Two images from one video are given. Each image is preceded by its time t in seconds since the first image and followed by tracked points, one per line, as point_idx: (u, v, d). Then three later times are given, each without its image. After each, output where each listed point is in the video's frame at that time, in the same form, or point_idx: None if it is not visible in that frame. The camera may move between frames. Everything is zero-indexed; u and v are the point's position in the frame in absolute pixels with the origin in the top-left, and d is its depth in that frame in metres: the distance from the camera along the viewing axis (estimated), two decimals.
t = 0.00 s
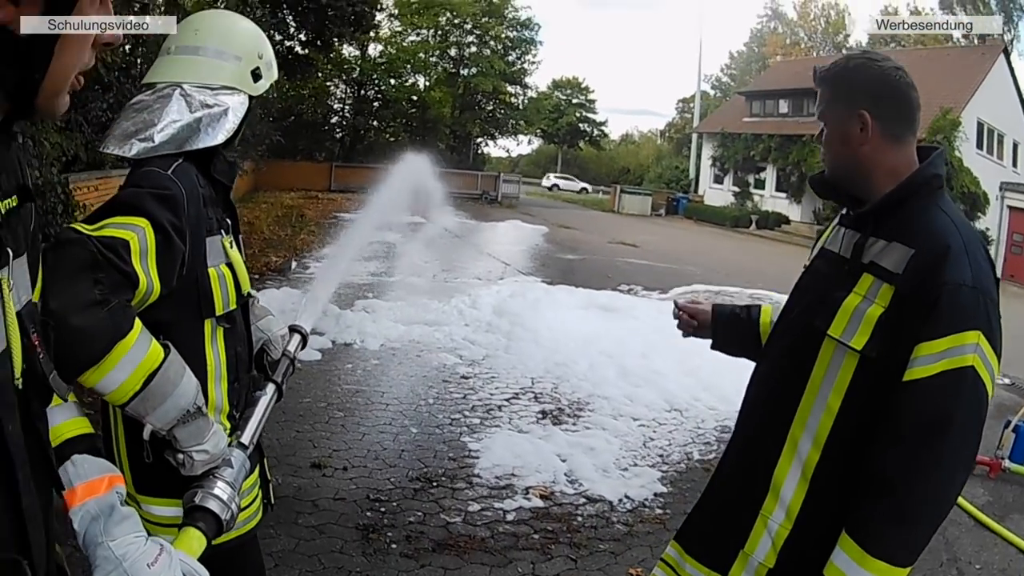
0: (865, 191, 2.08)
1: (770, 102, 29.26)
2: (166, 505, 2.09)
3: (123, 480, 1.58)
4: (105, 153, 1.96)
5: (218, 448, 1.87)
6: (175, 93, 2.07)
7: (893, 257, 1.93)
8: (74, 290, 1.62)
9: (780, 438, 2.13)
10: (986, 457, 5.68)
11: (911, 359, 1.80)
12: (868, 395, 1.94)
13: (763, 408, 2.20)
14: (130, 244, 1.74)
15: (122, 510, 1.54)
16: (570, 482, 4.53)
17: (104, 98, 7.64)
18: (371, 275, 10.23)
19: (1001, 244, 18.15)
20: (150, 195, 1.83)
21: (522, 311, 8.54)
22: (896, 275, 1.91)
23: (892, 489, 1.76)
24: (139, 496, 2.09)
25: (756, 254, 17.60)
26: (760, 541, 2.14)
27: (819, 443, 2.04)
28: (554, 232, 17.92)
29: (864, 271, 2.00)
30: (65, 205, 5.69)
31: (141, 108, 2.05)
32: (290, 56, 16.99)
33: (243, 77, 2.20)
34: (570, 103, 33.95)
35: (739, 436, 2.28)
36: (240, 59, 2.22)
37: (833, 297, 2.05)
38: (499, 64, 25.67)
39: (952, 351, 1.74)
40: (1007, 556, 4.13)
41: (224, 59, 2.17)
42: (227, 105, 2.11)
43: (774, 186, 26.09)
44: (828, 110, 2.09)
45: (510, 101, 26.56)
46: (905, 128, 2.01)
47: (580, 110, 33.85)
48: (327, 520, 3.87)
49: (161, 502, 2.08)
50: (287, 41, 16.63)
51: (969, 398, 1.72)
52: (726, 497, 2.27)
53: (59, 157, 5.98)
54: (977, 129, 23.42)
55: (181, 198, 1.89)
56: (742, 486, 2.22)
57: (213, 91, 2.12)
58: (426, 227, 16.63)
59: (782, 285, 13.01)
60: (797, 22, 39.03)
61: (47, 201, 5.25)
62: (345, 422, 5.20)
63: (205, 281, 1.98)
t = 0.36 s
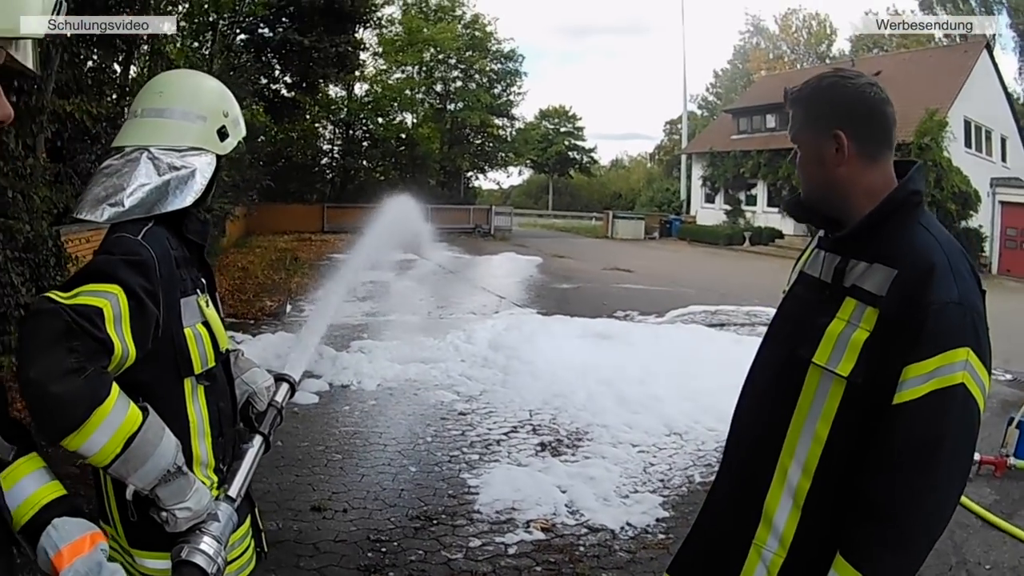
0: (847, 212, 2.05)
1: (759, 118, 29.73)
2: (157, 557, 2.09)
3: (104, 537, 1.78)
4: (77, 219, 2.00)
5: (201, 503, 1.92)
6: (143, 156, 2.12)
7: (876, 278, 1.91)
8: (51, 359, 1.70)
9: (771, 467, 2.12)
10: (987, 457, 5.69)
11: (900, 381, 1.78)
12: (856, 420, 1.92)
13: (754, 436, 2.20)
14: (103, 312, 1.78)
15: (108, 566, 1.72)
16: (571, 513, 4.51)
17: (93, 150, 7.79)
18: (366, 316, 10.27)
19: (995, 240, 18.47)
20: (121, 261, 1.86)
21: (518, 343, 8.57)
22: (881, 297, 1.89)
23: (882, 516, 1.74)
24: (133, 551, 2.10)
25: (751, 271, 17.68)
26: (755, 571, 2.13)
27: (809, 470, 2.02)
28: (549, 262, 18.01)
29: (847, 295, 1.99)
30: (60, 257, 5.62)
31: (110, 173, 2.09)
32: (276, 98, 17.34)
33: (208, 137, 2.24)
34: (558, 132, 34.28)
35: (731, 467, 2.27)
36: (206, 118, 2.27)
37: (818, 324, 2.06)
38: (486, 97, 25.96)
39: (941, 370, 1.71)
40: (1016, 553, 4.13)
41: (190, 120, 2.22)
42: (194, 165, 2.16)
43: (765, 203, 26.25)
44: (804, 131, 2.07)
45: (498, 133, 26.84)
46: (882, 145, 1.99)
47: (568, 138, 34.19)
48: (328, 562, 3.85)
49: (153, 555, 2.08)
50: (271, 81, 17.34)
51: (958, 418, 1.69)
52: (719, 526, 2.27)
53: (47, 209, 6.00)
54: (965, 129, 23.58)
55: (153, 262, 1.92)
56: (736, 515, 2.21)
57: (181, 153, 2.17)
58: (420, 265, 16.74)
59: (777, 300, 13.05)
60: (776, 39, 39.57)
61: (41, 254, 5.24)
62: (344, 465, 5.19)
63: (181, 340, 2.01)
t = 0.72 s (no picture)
0: (842, 203, 2.05)
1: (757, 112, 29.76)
2: (154, 553, 2.09)
3: (102, 531, 1.80)
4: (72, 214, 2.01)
5: (197, 499, 1.92)
6: (139, 151, 2.12)
7: (872, 268, 1.92)
8: (42, 356, 1.69)
9: (771, 456, 2.12)
10: (987, 449, 5.70)
11: (898, 370, 1.78)
12: (855, 409, 1.92)
13: (755, 425, 2.21)
14: (97, 309, 1.77)
15: (105, 560, 1.75)
16: (573, 506, 4.52)
17: (91, 148, 7.79)
18: (367, 311, 10.28)
19: (993, 233, 18.44)
20: (114, 258, 1.85)
21: (518, 338, 8.58)
22: (877, 287, 1.89)
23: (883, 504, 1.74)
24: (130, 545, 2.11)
25: (750, 264, 17.70)
26: (756, 560, 2.12)
27: (809, 459, 2.02)
28: (549, 257, 18.02)
29: (845, 284, 1.98)
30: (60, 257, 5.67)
31: (107, 167, 2.09)
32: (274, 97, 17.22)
33: (205, 131, 2.23)
34: (556, 127, 34.26)
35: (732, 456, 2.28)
36: (202, 113, 2.26)
37: (816, 314, 2.05)
38: (484, 93, 25.97)
39: (940, 358, 1.70)
40: (1017, 545, 4.13)
41: (187, 115, 2.21)
42: (190, 160, 2.15)
43: (763, 196, 26.27)
44: (798, 123, 2.07)
45: (497, 129, 26.84)
46: (876, 135, 1.99)
47: (567, 133, 34.15)
48: (330, 558, 3.85)
49: (150, 550, 2.08)
50: (267, 83, 16.89)
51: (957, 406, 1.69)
52: (720, 513, 2.28)
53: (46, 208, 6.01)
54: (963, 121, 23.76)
55: (147, 258, 1.92)
56: (738, 504, 2.21)
57: (177, 148, 2.16)
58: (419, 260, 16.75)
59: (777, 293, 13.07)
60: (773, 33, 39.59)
61: (40, 254, 5.26)
62: (345, 460, 5.20)
63: (178, 337, 2.01)
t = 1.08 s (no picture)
0: (880, 203, 2.09)
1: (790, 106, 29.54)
2: (211, 551, 2.19)
3: (166, 531, 1.77)
4: (130, 218, 2.08)
5: (255, 497, 1.96)
6: (194, 156, 2.19)
7: (912, 267, 1.95)
8: (104, 358, 1.75)
9: (812, 452, 2.16)
10: None
11: (935, 367, 1.83)
12: (896, 406, 1.96)
13: (794, 422, 2.25)
14: (156, 312, 1.82)
15: (168, 560, 1.73)
16: (613, 504, 4.58)
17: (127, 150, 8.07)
18: (406, 310, 10.43)
19: None
20: (173, 262, 1.89)
21: (557, 336, 8.65)
22: (917, 285, 1.92)
23: (925, 499, 1.79)
24: (187, 543, 2.21)
25: (787, 261, 17.54)
26: (798, 554, 2.17)
27: (852, 454, 2.06)
28: (585, 255, 18.05)
29: (885, 283, 2.02)
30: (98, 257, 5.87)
31: (162, 172, 2.17)
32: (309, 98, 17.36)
33: (259, 135, 2.31)
34: (590, 124, 34.19)
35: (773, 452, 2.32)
36: (256, 116, 2.33)
37: (857, 312, 2.08)
38: (518, 90, 25.99)
39: (975, 355, 1.76)
40: None
41: (240, 119, 2.29)
42: (245, 163, 2.23)
43: (797, 192, 25.96)
44: (839, 124, 2.10)
45: (531, 126, 26.89)
46: (915, 135, 2.02)
47: (601, 129, 34.09)
48: (374, 555, 3.96)
49: (206, 549, 2.19)
50: (303, 83, 17.11)
51: (992, 402, 1.74)
52: (761, 507, 2.33)
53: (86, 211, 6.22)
54: (993, 115, 23.76)
55: (204, 261, 1.95)
56: (779, 500, 2.26)
57: (231, 151, 2.24)
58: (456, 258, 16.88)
59: (814, 290, 12.96)
60: (808, 25, 39.04)
61: (78, 255, 5.48)
62: (388, 458, 5.32)
63: (236, 338, 2.04)
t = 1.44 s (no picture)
0: (920, 226, 2.17)
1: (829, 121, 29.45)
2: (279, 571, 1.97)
3: (239, 552, 1.62)
4: (198, 242, 2.08)
5: (327, 517, 1.87)
6: (262, 181, 2.22)
7: (955, 289, 2.01)
8: (180, 383, 1.71)
9: (859, 469, 2.22)
10: None
11: (979, 386, 1.90)
12: (940, 425, 2.04)
13: (840, 441, 2.32)
14: (231, 336, 1.79)
15: None
16: (659, 521, 4.66)
17: (171, 169, 8.41)
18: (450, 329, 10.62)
19: None
20: (246, 286, 1.87)
21: (601, 355, 8.73)
22: (960, 307, 1.99)
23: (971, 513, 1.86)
24: (253, 565, 1.99)
25: (830, 277, 17.39)
26: (847, 569, 2.22)
27: (898, 472, 2.12)
28: (627, 272, 18.11)
29: (930, 306, 2.08)
30: (143, 272, 6.11)
31: (228, 197, 2.19)
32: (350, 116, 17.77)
33: (325, 162, 2.34)
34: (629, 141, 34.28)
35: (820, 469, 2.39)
36: (322, 144, 2.37)
37: (904, 334, 2.15)
38: (559, 108, 26.17)
39: (1015, 374, 1.84)
40: None
41: (306, 146, 2.32)
42: (312, 190, 2.25)
43: (836, 208, 25.72)
44: (883, 153, 2.20)
45: (571, 144, 27.09)
46: (955, 163, 2.12)
47: (640, 146, 34.21)
48: (425, 570, 4.06)
49: (276, 569, 1.97)
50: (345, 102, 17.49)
51: None
52: (809, 522, 2.40)
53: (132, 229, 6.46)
54: None
55: (276, 286, 1.93)
56: (826, 517, 2.32)
57: (299, 178, 2.27)
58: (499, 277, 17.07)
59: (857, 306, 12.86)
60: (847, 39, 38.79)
61: (123, 273, 5.75)
62: (435, 476, 5.45)
63: (306, 362, 2.06)
